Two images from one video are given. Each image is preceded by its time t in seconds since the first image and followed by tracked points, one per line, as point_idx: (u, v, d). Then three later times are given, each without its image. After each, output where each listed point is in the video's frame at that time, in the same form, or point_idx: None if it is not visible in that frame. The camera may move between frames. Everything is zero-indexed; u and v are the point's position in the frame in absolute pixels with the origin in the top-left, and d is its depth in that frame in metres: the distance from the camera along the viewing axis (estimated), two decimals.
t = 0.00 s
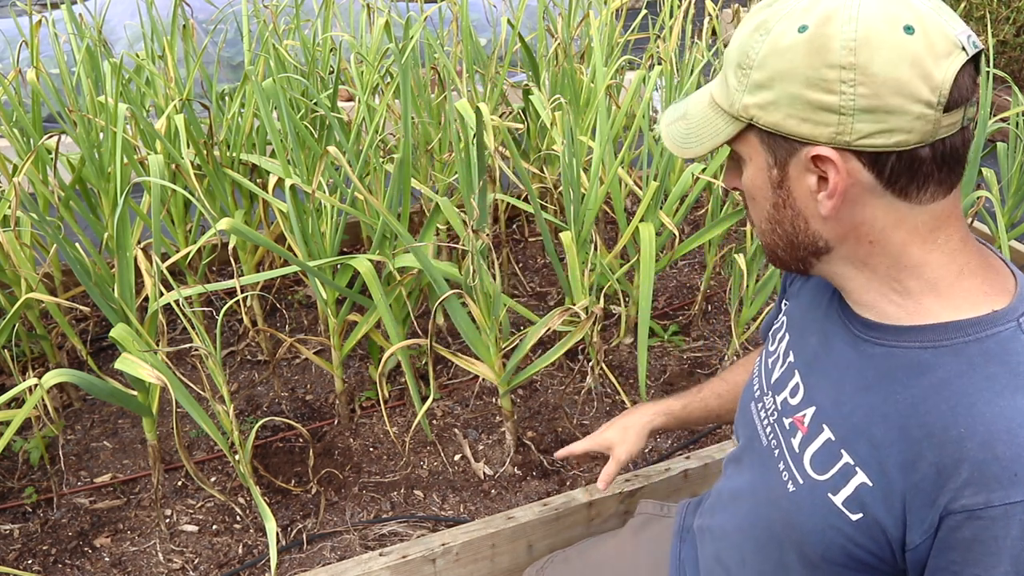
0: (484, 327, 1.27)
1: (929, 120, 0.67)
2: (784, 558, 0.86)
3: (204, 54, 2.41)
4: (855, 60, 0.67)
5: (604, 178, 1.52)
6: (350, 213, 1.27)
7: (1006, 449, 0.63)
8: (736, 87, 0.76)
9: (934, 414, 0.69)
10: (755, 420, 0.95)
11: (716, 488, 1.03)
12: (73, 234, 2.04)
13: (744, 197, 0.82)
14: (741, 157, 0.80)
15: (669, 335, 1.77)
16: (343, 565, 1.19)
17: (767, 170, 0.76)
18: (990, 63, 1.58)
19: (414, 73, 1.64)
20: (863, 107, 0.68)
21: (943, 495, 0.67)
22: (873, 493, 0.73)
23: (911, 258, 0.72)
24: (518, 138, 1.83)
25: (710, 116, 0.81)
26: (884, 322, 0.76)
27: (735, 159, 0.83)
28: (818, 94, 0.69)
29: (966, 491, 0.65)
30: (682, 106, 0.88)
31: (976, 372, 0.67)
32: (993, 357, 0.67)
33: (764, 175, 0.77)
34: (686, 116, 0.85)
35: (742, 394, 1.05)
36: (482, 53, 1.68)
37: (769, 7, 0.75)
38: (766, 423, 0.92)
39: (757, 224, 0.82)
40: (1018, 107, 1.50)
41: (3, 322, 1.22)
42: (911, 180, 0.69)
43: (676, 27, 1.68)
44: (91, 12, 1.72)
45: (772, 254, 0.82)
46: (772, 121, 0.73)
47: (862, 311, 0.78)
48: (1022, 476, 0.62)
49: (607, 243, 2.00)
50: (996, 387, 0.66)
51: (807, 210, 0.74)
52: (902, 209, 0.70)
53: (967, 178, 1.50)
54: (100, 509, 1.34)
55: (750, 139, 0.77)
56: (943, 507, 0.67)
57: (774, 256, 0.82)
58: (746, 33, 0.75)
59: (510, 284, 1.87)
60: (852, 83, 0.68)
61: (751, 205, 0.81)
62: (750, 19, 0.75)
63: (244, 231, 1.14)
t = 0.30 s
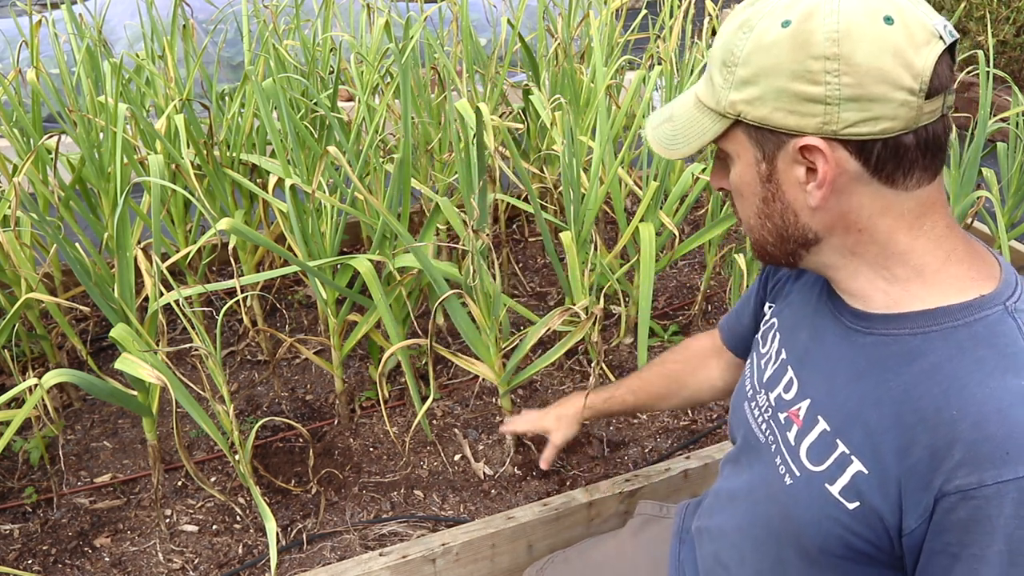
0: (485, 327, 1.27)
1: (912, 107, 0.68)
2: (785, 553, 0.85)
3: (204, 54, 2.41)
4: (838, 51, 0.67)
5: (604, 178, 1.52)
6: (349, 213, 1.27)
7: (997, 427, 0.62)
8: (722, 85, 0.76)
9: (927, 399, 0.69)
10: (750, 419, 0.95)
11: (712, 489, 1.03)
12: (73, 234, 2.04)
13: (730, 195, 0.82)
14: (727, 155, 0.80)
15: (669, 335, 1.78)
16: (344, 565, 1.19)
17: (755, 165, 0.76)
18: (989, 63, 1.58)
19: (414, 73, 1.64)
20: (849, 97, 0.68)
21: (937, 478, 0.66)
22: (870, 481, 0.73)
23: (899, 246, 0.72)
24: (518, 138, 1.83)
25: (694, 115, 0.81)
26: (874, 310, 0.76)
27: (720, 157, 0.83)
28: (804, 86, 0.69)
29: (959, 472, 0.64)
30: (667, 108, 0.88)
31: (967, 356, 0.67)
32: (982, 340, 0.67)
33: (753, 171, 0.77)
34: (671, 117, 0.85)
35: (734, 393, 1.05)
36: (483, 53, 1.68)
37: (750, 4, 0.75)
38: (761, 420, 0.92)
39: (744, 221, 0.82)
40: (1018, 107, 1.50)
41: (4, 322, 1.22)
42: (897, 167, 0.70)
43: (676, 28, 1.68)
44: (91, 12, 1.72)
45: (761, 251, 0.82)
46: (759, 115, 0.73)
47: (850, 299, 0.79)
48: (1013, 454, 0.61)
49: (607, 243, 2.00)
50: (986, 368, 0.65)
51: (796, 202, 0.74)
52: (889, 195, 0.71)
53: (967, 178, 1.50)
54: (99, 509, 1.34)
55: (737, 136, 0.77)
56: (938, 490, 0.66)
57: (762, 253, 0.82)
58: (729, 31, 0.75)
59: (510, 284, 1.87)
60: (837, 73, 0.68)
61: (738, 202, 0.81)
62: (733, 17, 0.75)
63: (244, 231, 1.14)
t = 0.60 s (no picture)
0: (485, 327, 1.27)
1: (904, 94, 0.69)
2: (777, 547, 0.85)
3: (204, 54, 2.41)
4: (831, 41, 0.68)
5: (604, 178, 1.52)
6: (349, 213, 1.27)
7: (983, 420, 0.62)
8: (715, 80, 0.76)
9: (915, 391, 0.68)
10: (743, 412, 0.95)
11: (706, 484, 1.03)
12: (73, 234, 2.04)
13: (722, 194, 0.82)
14: (720, 150, 0.79)
15: (669, 335, 1.78)
16: (344, 565, 1.19)
17: (750, 159, 0.76)
18: (989, 63, 1.58)
19: (414, 73, 1.64)
20: (843, 85, 0.68)
21: (925, 469, 0.66)
22: (859, 474, 0.72)
23: (891, 238, 0.72)
24: (518, 138, 1.83)
25: (687, 115, 0.81)
26: (865, 304, 0.75)
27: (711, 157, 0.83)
28: (799, 76, 0.70)
29: (946, 463, 0.64)
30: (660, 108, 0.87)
31: (956, 350, 0.67)
32: (970, 334, 0.67)
33: (747, 165, 0.76)
34: (665, 117, 0.85)
35: (728, 389, 1.04)
36: (483, 53, 1.68)
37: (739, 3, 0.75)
38: (754, 413, 0.92)
39: (738, 220, 0.81)
40: (1018, 107, 1.50)
41: (4, 322, 1.22)
42: (891, 156, 0.70)
43: (676, 27, 1.68)
44: (91, 12, 1.72)
45: (753, 249, 0.82)
46: (754, 107, 0.73)
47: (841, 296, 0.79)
48: (998, 446, 0.61)
49: (607, 243, 2.00)
50: (975, 362, 0.65)
51: (792, 193, 0.74)
52: (883, 185, 0.71)
53: (967, 178, 1.50)
54: (99, 509, 1.34)
55: (732, 131, 0.77)
56: (926, 481, 0.66)
57: (754, 250, 0.82)
58: (721, 28, 0.75)
59: (510, 284, 1.87)
60: (830, 62, 0.68)
61: (732, 200, 0.80)
62: (722, 16, 0.76)
63: (244, 231, 1.14)
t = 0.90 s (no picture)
0: (484, 327, 1.27)
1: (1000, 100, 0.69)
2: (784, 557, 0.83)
3: (204, 54, 2.41)
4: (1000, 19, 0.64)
5: (604, 178, 1.52)
6: (350, 213, 1.27)
7: (1005, 444, 0.59)
8: (898, 28, 0.62)
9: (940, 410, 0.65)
10: (766, 420, 0.94)
11: (722, 491, 1.01)
12: (73, 234, 2.05)
13: (846, 180, 0.65)
14: (865, 118, 0.63)
15: (669, 335, 1.78)
16: (344, 565, 1.19)
17: (925, 125, 0.62)
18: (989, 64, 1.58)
19: (414, 73, 1.64)
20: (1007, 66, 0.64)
21: (938, 488, 0.63)
22: (872, 489, 0.70)
23: (954, 242, 0.66)
24: (518, 138, 1.83)
25: (848, 67, 0.64)
26: (905, 320, 0.72)
27: (824, 132, 0.67)
28: (988, 43, 0.62)
29: (959, 483, 0.61)
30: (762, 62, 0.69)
31: (987, 371, 0.63)
32: (1006, 354, 0.63)
33: (919, 133, 0.62)
34: (797, 70, 0.66)
35: (750, 395, 1.03)
36: (483, 53, 1.68)
37: None
38: (778, 424, 0.90)
39: (871, 210, 0.65)
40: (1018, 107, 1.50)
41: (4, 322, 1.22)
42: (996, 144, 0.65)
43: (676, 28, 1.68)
44: (91, 12, 1.72)
45: (858, 257, 0.68)
46: (952, 63, 0.61)
47: (889, 305, 0.73)
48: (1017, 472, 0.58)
49: (606, 243, 2.00)
50: (1006, 383, 0.62)
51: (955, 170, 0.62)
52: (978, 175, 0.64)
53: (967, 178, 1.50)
54: (100, 509, 1.34)
55: (905, 92, 0.62)
56: (937, 500, 0.63)
57: (856, 260, 0.68)
58: None
59: (510, 284, 1.87)
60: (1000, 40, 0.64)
61: (865, 184, 0.64)
62: None
63: (244, 231, 1.14)
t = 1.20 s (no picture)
0: (484, 327, 1.27)
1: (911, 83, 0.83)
2: (758, 527, 0.86)
3: (204, 54, 2.41)
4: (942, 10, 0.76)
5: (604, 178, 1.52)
6: (349, 213, 1.27)
7: (947, 393, 0.63)
8: (907, 7, 0.70)
9: (891, 369, 0.69)
10: (734, 403, 0.98)
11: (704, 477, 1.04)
12: (73, 234, 2.05)
13: (852, 146, 0.71)
14: (878, 90, 0.69)
15: (669, 335, 1.78)
16: (344, 565, 1.19)
17: (918, 103, 0.70)
18: (989, 63, 1.58)
19: (414, 73, 1.64)
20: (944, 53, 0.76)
21: (891, 444, 0.66)
22: (832, 450, 0.73)
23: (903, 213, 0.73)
24: (518, 138, 1.83)
25: (874, 37, 0.69)
26: (857, 289, 0.77)
27: (835, 100, 0.72)
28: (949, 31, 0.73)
29: (910, 436, 0.64)
30: (791, 27, 0.72)
31: (927, 330, 0.68)
32: (946, 313, 0.68)
33: (913, 109, 0.70)
34: (834, 34, 0.70)
35: (725, 385, 1.06)
36: (483, 53, 1.67)
37: None
38: (744, 402, 0.94)
39: (872, 175, 0.71)
40: (1018, 107, 1.50)
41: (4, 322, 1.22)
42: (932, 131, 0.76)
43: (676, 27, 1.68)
44: (91, 12, 1.72)
45: (854, 221, 0.73)
46: (942, 45, 0.70)
47: (844, 278, 0.78)
48: (959, 417, 0.61)
49: (607, 244, 2.00)
50: (947, 339, 0.66)
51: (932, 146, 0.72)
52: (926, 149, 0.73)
53: (967, 178, 1.50)
54: (100, 509, 1.34)
55: (907, 69, 0.70)
56: (892, 455, 0.66)
57: (852, 225, 0.73)
58: None
59: (510, 285, 1.87)
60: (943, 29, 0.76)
61: (870, 151, 0.71)
62: None
63: (244, 231, 1.14)
